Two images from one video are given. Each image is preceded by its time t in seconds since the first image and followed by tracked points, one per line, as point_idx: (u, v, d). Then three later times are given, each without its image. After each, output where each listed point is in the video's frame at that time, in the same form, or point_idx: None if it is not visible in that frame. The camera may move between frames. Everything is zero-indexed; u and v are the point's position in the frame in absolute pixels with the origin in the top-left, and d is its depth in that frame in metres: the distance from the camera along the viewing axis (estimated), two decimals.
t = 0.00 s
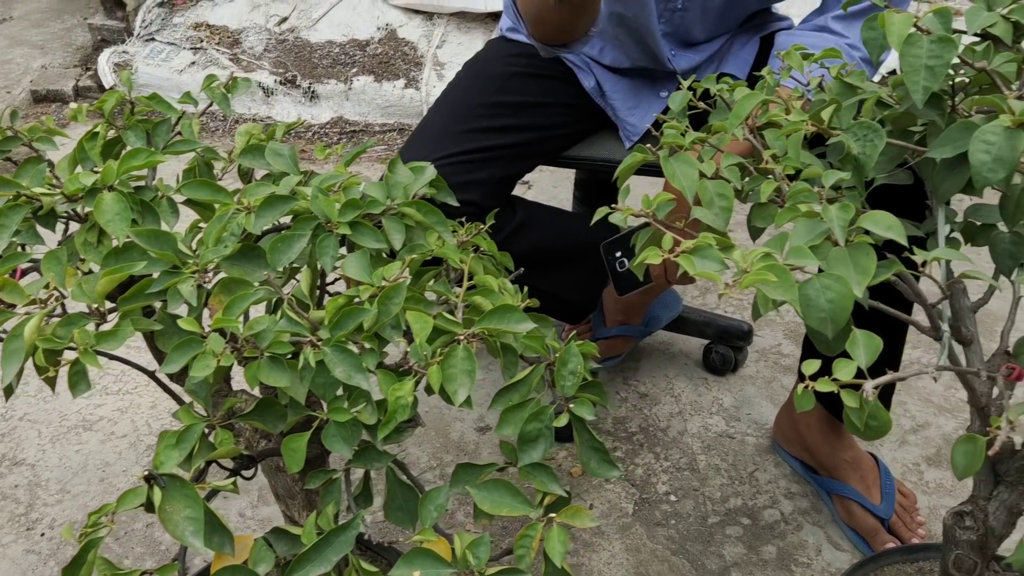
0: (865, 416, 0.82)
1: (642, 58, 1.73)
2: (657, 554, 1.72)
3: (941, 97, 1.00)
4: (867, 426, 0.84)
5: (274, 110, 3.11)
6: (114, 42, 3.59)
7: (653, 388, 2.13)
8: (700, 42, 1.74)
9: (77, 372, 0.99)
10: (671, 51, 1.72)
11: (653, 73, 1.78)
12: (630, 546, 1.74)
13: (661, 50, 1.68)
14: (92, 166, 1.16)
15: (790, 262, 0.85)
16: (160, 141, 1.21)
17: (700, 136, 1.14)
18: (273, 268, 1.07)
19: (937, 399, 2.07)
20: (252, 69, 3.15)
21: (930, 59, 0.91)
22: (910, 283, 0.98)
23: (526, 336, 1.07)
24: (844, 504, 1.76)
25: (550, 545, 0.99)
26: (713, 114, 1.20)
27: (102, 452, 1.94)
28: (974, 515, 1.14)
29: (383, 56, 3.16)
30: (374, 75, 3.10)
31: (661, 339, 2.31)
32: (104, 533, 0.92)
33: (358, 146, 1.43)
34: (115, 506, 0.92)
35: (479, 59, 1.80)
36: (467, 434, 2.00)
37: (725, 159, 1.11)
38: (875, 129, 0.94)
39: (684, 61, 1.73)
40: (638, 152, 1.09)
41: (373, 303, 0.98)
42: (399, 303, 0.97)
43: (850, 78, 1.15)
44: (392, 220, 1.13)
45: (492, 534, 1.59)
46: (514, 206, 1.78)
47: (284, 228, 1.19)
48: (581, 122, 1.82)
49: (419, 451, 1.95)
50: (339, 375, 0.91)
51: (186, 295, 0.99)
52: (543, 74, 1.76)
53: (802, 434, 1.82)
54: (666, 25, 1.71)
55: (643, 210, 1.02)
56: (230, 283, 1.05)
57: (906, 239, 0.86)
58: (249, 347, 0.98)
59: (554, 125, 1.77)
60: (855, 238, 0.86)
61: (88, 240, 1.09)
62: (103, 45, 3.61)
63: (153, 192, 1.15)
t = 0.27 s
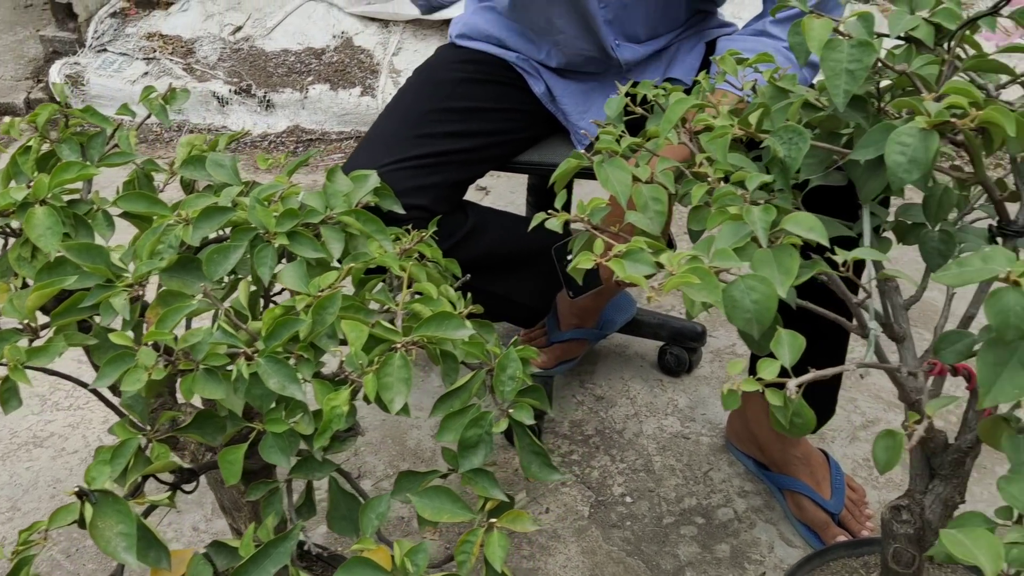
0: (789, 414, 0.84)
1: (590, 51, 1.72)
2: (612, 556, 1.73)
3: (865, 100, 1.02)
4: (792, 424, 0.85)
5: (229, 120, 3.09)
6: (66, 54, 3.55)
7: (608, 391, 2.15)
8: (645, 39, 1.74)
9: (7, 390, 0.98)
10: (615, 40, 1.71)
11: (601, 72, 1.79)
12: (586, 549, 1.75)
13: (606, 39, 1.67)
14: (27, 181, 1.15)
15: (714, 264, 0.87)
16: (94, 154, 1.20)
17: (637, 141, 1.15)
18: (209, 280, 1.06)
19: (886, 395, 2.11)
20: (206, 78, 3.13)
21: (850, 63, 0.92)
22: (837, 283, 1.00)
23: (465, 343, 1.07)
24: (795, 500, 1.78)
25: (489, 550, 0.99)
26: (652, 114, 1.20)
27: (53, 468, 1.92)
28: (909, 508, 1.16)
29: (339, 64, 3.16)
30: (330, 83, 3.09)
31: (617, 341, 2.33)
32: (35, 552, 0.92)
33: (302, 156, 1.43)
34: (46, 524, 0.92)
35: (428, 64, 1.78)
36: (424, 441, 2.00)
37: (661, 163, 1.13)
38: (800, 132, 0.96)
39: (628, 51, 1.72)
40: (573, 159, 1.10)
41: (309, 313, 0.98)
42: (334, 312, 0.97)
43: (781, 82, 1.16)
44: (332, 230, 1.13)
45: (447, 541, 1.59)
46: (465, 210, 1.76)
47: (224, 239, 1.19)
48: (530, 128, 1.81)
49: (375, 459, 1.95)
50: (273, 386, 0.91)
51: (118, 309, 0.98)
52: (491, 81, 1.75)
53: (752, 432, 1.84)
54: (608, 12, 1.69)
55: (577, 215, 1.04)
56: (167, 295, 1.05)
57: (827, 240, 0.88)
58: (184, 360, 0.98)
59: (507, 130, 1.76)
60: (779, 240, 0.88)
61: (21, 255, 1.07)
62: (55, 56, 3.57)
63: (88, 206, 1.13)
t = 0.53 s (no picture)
0: (713, 414, 0.86)
1: (534, 50, 1.72)
2: (566, 558, 1.74)
3: (790, 104, 1.04)
4: (716, 423, 0.87)
5: (183, 127, 3.06)
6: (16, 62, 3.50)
7: (564, 393, 2.16)
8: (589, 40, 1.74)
9: None
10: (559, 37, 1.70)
11: (549, 74, 1.78)
12: (540, 552, 1.75)
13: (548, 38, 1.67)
14: None
15: (638, 268, 0.88)
16: (25, 165, 1.18)
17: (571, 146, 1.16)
18: (141, 291, 1.05)
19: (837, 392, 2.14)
20: (160, 85, 3.10)
21: (770, 68, 0.94)
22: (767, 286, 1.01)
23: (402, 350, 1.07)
24: (749, 486, 1.81)
25: (426, 556, 0.99)
26: (585, 120, 1.22)
27: None
28: (846, 504, 1.18)
29: (294, 70, 3.15)
30: (285, 89, 3.08)
31: (573, 344, 2.34)
32: None
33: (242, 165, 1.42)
34: None
35: (377, 69, 1.77)
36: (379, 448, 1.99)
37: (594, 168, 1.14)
38: (725, 136, 0.97)
39: (572, 49, 1.71)
40: (506, 164, 1.10)
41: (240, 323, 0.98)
42: (265, 322, 0.96)
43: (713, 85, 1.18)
44: (266, 238, 1.12)
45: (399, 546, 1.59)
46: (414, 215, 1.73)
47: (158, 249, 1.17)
48: (479, 132, 1.79)
49: (330, 466, 1.94)
50: (202, 398, 0.91)
51: (44, 322, 0.98)
52: (438, 86, 1.74)
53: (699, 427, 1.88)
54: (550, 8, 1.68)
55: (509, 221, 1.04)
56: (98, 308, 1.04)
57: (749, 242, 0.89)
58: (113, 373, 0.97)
59: (457, 134, 1.75)
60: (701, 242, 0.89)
61: None
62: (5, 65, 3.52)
63: (17, 218, 1.11)
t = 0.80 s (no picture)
0: (650, 414, 0.86)
1: (488, 53, 1.72)
2: (527, 559, 1.74)
3: (729, 105, 1.05)
4: (654, 424, 0.87)
5: (143, 132, 3.03)
6: None
7: (526, 394, 2.16)
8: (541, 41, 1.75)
9: None
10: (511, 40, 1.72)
11: (504, 77, 1.79)
12: (502, 553, 1.75)
13: (501, 40, 1.68)
14: None
15: (575, 271, 0.88)
16: None
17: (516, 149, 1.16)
18: (80, 299, 1.04)
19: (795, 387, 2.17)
20: (119, 90, 3.08)
21: (705, 70, 0.95)
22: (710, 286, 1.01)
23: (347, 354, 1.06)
24: (710, 491, 1.82)
25: (372, 562, 0.99)
26: (530, 123, 1.22)
27: None
28: (793, 500, 1.19)
29: (256, 74, 3.15)
30: (246, 92, 3.08)
31: (536, 345, 2.35)
32: None
33: (190, 171, 1.41)
34: None
35: (331, 73, 1.77)
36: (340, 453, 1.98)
37: (539, 171, 1.14)
38: (662, 137, 0.98)
39: (525, 53, 1.73)
40: (449, 168, 1.10)
41: (178, 331, 0.97)
42: (205, 329, 0.96)
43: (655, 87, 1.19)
44: (209, 244, 1.11)
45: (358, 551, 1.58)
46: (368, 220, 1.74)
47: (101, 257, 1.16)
48: (433, 136, 1.80)
49: (291, 472, 1.93)
50: (139, 407, 0.90)
51: None
52: (391, 90, 1.75)
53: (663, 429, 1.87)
54: (503, 12, 1.70)
55: (451, 224, 1.04)
56: (37, 317, 1.03)
57: (685, 244, 0.90)
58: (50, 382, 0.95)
59: (410, 138, 1.75)
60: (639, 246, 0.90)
61: None
62: None
63: None
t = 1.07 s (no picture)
0: (597, 413, 0.86)
1: (452, 57, 1.72)
2: (495, 559, 1.74)
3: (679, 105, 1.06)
4: (601, 423, 0.88)
5: (112, 134, 3.02)
6: None
7: (496, 394, 2.16)
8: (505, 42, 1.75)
9: None
10: (476, 44, 1.72)
11: (468, 78, 1.79)
12: (469, 553, 1.75)
13: (466, 44, 1.68)
14: None
15: (521, 271, 0.88)
16: None
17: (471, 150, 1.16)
18: (30, 304, 1.04)
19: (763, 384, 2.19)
20: (87, 92, 3.06)
21: (652, 71, 0.96)
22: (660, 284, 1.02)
23: (301, 356, 1.06)
24: (678, 490, 1.82)
25: (325, 564, 0.99)
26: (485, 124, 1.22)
27: None
28: (750, 496, 1.20)
29: (226, 75, 3.14)
30: (216, 94, 3.06)
31: (506, 344, 2.35)
32: None
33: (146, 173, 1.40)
34: None
35: (294, 74, 1.76)
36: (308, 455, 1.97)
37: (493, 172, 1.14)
38: (611, 137, 0.99)
39: (490, 56, 1.73)
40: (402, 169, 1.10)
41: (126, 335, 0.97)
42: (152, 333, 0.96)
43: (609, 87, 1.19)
44: (162, 247, 1.11)
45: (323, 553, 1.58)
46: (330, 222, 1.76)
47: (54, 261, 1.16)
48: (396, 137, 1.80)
49: (258, 475, 1.92)
50: (85, 412, 0.90)
51: None
52: (354, 91, 1.74)
53: (630, 429, 1.87)
54: (467, 16, 1.70)
55: (404, 225, 1.03)
56: None
57: (631, 243, 0.91)
58: None
59: (372, 139, 1.75)
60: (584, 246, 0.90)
61: None
62: None
63: None
